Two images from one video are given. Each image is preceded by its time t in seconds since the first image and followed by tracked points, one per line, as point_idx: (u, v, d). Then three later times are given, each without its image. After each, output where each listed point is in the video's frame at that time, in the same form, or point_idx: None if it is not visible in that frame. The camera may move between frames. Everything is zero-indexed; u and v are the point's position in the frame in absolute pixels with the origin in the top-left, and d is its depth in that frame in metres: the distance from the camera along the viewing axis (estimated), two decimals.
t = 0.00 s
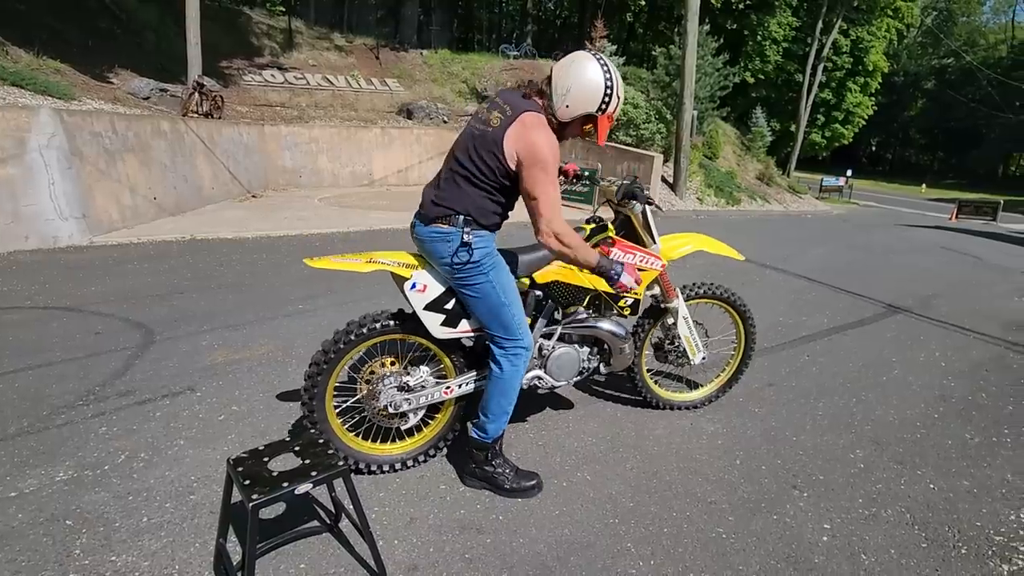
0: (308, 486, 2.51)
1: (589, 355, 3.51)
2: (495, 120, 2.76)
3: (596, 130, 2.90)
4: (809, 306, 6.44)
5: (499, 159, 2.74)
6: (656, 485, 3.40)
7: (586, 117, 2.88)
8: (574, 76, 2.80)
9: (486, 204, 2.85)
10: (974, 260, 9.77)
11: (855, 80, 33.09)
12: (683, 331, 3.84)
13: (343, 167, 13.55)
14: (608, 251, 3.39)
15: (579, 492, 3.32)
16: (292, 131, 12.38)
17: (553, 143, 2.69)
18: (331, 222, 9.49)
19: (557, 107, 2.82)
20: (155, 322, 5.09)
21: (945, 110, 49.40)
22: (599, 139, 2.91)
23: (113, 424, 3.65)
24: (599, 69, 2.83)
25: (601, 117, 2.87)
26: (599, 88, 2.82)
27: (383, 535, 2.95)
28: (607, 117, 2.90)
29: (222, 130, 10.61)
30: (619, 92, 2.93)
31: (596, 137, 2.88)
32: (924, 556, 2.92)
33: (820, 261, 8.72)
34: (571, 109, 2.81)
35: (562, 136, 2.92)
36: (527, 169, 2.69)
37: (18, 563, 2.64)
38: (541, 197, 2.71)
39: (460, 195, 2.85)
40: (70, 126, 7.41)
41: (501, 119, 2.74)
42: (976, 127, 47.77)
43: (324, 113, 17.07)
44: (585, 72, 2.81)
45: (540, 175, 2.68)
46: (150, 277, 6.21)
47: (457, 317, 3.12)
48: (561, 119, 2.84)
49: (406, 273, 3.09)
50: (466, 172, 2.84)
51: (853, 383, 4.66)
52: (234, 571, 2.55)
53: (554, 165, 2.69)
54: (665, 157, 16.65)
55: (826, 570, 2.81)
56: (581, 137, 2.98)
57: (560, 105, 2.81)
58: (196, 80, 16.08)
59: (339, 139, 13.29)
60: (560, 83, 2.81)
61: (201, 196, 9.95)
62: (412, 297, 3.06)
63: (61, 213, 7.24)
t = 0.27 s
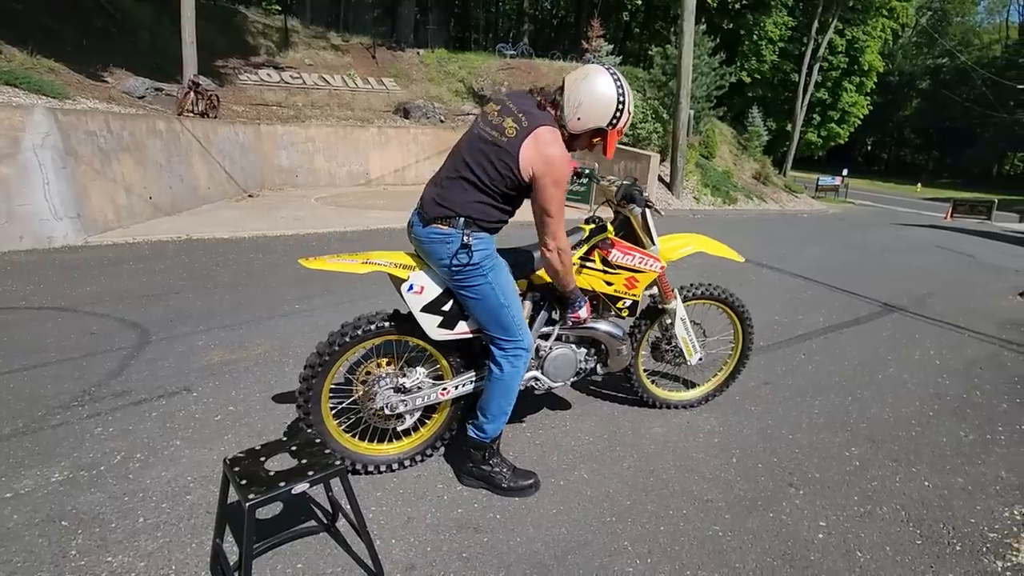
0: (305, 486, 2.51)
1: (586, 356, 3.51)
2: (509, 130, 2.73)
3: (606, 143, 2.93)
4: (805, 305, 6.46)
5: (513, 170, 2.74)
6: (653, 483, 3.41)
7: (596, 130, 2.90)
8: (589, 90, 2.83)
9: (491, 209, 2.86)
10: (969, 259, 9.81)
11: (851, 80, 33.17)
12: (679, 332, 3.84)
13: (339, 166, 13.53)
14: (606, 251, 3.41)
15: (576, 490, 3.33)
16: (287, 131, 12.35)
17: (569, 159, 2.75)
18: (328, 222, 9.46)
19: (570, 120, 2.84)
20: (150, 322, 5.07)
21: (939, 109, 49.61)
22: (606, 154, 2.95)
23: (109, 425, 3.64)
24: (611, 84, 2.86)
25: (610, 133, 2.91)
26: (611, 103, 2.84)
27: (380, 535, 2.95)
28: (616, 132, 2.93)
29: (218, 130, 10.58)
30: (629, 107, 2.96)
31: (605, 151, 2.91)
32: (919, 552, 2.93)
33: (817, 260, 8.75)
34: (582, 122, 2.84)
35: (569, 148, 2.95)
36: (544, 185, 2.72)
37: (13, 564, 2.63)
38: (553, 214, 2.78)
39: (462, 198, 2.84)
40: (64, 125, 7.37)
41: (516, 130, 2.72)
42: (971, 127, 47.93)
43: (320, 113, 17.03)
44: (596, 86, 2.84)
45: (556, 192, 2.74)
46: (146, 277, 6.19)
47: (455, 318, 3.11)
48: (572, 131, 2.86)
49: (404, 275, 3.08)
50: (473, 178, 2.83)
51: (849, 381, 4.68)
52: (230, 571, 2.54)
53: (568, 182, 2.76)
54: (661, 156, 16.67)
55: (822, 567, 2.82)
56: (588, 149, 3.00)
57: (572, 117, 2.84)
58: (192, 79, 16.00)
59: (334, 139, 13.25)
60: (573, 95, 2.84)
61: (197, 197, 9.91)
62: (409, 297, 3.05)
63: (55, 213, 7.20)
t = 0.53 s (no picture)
0: (303, 485, 2.50)
1: (586, 354, 3.51)
2: (509, 124, 2.74)
3: (607, 141, 2.94)
4: (802, 304, 6.48)
5: (510, 163, 2.74)
6: (651, 482, 3.41)
7: (598, 128, 2.91)
8: (591, 87, 2.82)
9: (491, 206, 2.86)
10: (965, 258, 9.85)
11: (847, 80, 33.24)
12: (679, 331, 3.84)
13: (337, 166, 13.51)
14: (606, 249, 3.41)
15: (574, 489, 3.33)
16: (284, 130, 12.31)
17: (565, 156, 2.73)
18: (325, 221, 9.45)
19: (572, 117, 2.83)
20: (147, 322, 5.06)
21: (935, 109, 49.78)
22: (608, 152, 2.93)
23: (105, 424, 3.63)
24: (614, 82, 2.85)
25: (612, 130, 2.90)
26: (612, 101, 2.84)
27: (379, 534, 2.94)
28: (618, 129, 2.93)
29: (215, 129, 10.54)
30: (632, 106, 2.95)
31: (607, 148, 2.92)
32: (916, 550, 2.94)
33: (814, 259, 8.77)
34: (585, 120, 2.83)
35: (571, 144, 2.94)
36: (535, 177, 2.71)
37: (10, 564, 2.62)
38: (538, 206, 2.75)
39: (464, 195, 2.84)
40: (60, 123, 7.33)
41: (516, 125, 2.73)
42: (966, 126, 48.07)
43: (317, 112, 16.99)
44: (599, 84, 2.83)
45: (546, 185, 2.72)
46: (143, 277, 6.18)
47: (456, 317, 3.11)
48: (574, 128, 2.85)
49: (405, 273, 3.08)
50: (472, 174, 2.84)
51: (846, 380, 4.69)
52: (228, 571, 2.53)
53: (561, 178, 2.74)
54: (659, 156, 16.69)
55: (820, 565, 2.83)
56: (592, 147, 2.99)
57: (574, 114, 2.82)
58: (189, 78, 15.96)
59: (332, 138, 13.21)
60: (576, 93, 2.82)
61: (193, 196, 9.88)
62: (410, 295, 3.06)
63: (51, 212, 7.17)
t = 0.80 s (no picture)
0: (299, 485, 2.49)
1: (585, 353, 3.51)
2: (498, 119, 2.75)
3: (601, 131, 2.91)
4: (799, 302, 6.50)
5: (498, 155, 2.73)
6: (649, 481, 3.42)
7: (591, 119, 2.89)
8: (580, 77, 2.81)
9: (486, 202, 2.85)
10: (961, 256, 9.88)
11: (843, 79, 33.34)
12: (677, 330, 3.84)
13: (333, 165, 13.49)
14: (605, 248, 3.41)
15: (571, 488, 3.33)
16: (281, 130, 12.28)
17: (554, 147, 2.71)
18: (322, 221, 9.43)
19: (563, 109, 2.82)
20: (142, 322, 5.05)
21: (931, 109, 49.97)
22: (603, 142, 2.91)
23: (101, 425, 3.61)
24: (602, 72, 2.84)
25: (605, 119, 2.88)
26: (602, 90, 2.82)
27: (375, 534, 2.94)
28: (611, 118, 2.91)
29: (211, 129, 10.52)
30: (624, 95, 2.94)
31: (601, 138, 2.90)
32: (912, 548, 2.95)
33: (811, 257, 8.79)
34: (576, 111, 2.81)
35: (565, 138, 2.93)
36: (524, 168, 2.68)
37: (5, 566, 2.61)
38: (530, 196, 2.71)
39: (460, 193, 2.84)
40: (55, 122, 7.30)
41: (505, 118, 2.74)
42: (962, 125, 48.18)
43: (314, 112, 16.95)
44: (588, 75, 2.82)
45: (535, 176, 2.69)
46: (139, 277, 6.16)
47: (454, 315, 3.11)
48: (566, 121, 2.84)
49: (403, 271, 3.07)
50: (466, 171, 2.84)
51: (843, 378, 4.70)
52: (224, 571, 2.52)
53: (550, 169, 2.72)
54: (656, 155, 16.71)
55: (816, 564, 2.83)
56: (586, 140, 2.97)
57: (565, 106, 2.81)
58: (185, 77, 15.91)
59: (328, 137, 13.19)
60: (565, 85, 2.81)
61: (189, 196, 9.85)
62: (409, 294, 3.05)
63: (46, 213, 7.15)
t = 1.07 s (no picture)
0: (295, 487, 2.48)
1: (585, 352, 3.51)
2: (483, 110, 2.75)
3: (589, 112, 2.89)
4: (797, 301, 6.52)
5: (485, 144, 2.71)
6: (646, 480, 3.42)
7: (578, 100, 2.86)
8: (562, 59, 2.78)
9: (482, 197, 2.85)
10: (958, 255, 9.91)
11: (840, 79, 33.43)
12: (677, 328, 3.84)
13: (331, 165, 13.46)
14: (604, 247, 3.40)
15: (569, 488, 3.33)
16: (277, 130, 12.24)
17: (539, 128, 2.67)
18: (320, 221, 9.42)
19: (549, 93, 2.79)
20: (138, 322, 5.03)
21: (927, 108, 50.14)
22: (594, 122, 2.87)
23: (97, 426, 3.60)
24: (584, 52, 2.81)
25: (594, 98, 2.85)
26: (586, 70, 2.79)
27: (372, 535, 2.93)
28: (599, 96, 2.87)
29: (208, 128, 10.49)
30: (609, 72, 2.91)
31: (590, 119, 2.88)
32: (909, 546, 2.96)
33: (809, 257, 8.81)
34: (562, 94, 2.79)
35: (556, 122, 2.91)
36: (510, 147, 2.63)
37: None
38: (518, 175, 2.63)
39: (457, 189, 2.83)
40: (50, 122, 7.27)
41: (489, 109, 2.73)
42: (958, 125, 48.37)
43: (311, 112, 16.92)
44: (571, 58, 2.79)
45: (520, 152, 2.62)
46: (135, 278, 6.13)
47: (453, 314, 3.10)
48: (553, 105, 2.82)
49: (402, 270, 3.07)
50: (459, 166, 2.83)
51: (840, 377, 4.71)
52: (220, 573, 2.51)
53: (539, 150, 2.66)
54: (653, 154, 16.73)
55: (814, 563, 2.84)
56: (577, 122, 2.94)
57: (552, 91, 2.79)
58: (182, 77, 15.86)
59: (325, 137, 13.16)
60: (548, 70, 2.79)
61: (186, 196, 9.82)
62: (408, 293, 3.05)
63: (42, 213, 7.11)
